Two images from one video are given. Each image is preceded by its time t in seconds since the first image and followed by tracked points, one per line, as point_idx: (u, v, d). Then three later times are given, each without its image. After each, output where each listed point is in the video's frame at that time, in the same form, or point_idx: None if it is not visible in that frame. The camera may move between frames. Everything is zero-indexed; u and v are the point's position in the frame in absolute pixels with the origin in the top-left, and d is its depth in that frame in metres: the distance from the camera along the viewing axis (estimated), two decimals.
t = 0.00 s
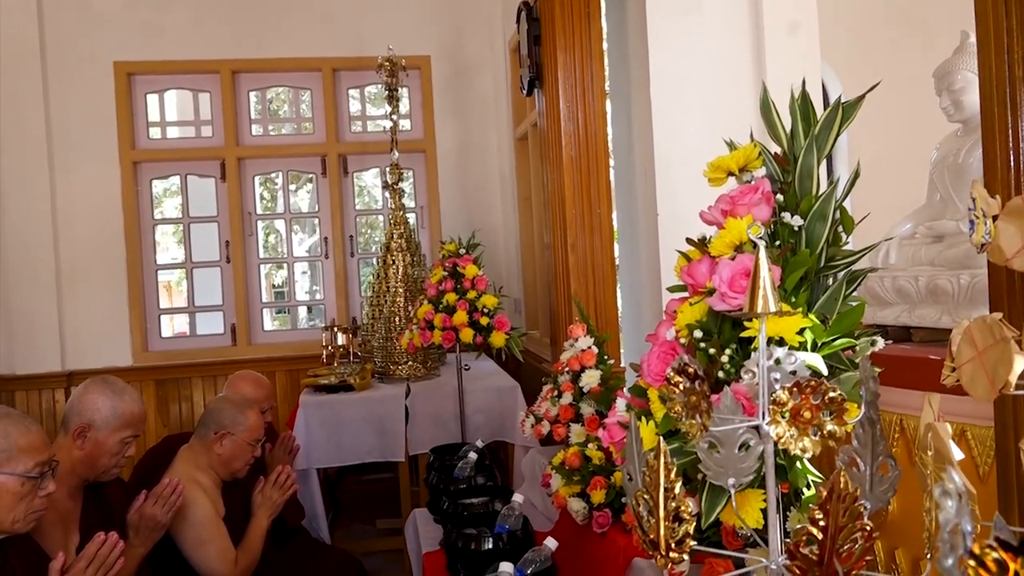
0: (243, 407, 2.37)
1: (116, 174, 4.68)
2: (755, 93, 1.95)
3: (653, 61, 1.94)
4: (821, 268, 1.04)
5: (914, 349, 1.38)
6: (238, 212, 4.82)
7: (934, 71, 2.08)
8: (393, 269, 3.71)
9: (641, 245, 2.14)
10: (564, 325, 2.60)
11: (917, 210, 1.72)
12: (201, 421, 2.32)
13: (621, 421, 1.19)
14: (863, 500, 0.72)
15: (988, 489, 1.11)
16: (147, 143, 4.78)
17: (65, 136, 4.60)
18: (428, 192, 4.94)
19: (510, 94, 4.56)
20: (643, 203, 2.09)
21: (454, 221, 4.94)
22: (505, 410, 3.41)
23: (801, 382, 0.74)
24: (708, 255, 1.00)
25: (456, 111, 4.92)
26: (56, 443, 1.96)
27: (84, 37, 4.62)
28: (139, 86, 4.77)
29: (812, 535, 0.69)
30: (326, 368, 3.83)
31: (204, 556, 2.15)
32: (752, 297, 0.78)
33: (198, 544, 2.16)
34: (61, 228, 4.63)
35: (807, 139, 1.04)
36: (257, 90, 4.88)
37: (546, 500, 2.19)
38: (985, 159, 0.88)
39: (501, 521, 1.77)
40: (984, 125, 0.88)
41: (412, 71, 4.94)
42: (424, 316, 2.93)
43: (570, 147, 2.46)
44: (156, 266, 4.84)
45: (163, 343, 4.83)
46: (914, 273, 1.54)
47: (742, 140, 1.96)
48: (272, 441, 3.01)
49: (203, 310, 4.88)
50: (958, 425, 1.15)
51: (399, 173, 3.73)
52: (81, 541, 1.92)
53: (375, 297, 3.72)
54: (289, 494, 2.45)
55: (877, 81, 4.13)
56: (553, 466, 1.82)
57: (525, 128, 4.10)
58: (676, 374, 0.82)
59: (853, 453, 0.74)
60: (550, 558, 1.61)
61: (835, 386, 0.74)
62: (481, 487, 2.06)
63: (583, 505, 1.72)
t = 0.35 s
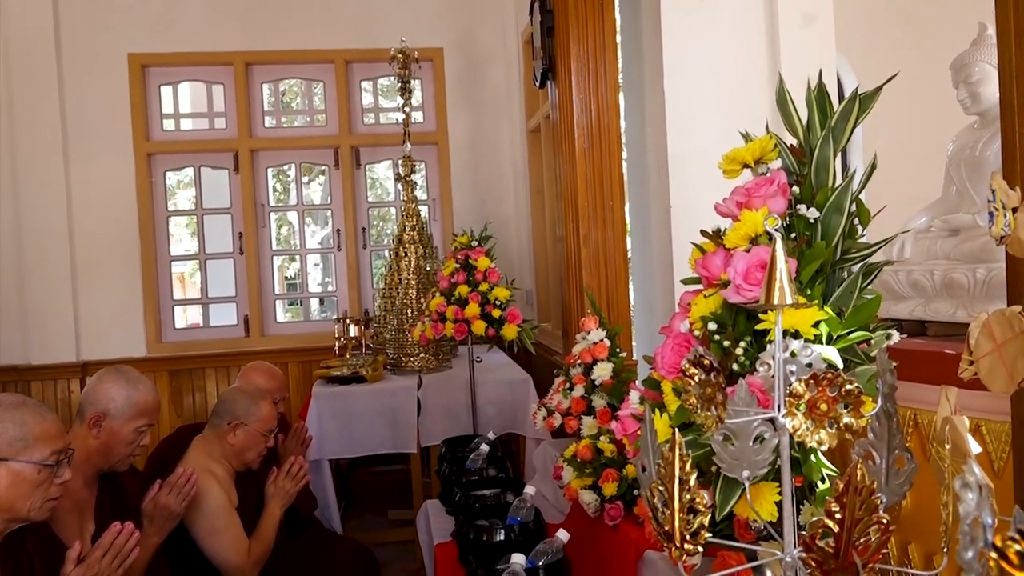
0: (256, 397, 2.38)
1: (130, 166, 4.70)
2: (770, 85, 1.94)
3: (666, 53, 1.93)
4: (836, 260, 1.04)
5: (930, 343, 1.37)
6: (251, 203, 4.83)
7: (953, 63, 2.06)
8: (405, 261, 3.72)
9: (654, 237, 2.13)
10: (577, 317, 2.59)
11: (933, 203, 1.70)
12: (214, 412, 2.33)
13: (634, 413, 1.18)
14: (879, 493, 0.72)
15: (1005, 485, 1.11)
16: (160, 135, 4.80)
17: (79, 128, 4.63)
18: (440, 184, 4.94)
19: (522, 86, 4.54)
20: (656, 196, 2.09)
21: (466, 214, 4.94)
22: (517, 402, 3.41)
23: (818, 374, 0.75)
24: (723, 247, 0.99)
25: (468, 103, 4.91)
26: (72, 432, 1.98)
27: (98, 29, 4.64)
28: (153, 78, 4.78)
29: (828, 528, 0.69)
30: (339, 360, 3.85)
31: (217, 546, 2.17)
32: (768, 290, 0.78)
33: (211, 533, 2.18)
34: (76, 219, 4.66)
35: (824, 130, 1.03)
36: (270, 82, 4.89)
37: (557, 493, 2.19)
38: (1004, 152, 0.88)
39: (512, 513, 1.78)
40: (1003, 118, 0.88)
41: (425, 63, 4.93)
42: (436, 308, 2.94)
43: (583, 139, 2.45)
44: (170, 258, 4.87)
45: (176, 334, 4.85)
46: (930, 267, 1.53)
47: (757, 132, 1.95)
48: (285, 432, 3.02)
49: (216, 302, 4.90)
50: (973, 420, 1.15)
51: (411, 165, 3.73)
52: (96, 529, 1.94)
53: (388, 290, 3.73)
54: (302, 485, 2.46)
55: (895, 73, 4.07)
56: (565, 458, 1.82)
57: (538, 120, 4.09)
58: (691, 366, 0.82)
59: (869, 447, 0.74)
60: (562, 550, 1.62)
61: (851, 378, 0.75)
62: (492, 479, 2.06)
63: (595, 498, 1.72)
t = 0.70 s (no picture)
0: (267, 387, 2.39)
1: (142, 157, 4.72)
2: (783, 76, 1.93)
3: (678, 43, 1.92)
4: (848, 252, 1.03)
5: (942, 336, 1.36)
6: (262, 194, 4.85)
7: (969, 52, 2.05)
8: (416, 253, 3.73)
9: (665, 228, 2.13)
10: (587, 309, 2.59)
11: (946, 196, 1.68)
12: (226, 401, 2.34)
13: (645, 404, 1.18)
14: (888, 484, 0.70)
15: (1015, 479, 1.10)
16: (172, 126, 4.82)
17: (92, 119, 4.65)
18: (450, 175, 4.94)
19: (533, 78, 4.53)
20: (667, 187, 2.08)
21: (477, 205, 4.93)
22: (527, 393, 3.41)
23: (830, 364, 0.74)
24: (734, 238, 0.99)
25: (479, 95, 4.90)
26: (85, 420, 1.99)
27: (110, 21, 4.66)
28: (164, 69, 4.80)
29: (838, 518, 0.69)
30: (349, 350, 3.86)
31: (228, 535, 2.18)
32: (780, 280, 0.78)
33: (222, 522, 2.20)
34: (88, 210, 4.68)
35: (837, 121, 1.02)
36: (280, 73, 4.89)
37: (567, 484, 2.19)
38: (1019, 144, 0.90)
39: (522, 503, 1.78)
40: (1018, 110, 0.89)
41: (436, 54, 4.93)
42: (446, 299, 2.95)
43: (593, 131, 2.44)
44: (181, 248, 4.89)
45: (188, 324, 4.88)
46: (942, 259, 1.53)
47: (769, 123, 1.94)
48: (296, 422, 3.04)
49: (227, 293, 4.92)
50: (986, 413, 1.14)
51: (422, 156, 3.73)
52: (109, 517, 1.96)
53: (398, 281, 3.73)
54: (313, 475, 2.46)
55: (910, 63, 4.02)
56: (574, 450, 1.83)
57: (548, 112, 4.07)
58: (702, 356, 0.83)
59: (879, 438, 0.73)
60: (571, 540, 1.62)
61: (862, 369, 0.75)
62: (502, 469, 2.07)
63: (604, 489, 1.72)
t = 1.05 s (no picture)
0: (278, 377, 2.41)
1: (152, 147, 4.74)
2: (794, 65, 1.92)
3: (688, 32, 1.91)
4: (860, 241, 1.03)
5: (953, 327, 1.36)
6: (272, 185, 4.86)
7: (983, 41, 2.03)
8: (425, 244, 3.73)
9: (674, 218, 2.13)
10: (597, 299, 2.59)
11: (958, 186, 1.69)
12: (237, 391, 2.36)
13: (655, 394, 1.18)
14: (898, 472, 0.71)
15: None
16: (182, 117, 4.83)
17: (103, 109, 4.67)
18: (460, 166, 4.95)
19: (542, 69, 4.52)
20: (677, 178, 2.08)
21: (486, 196, 4.94)
22: (536, 384, 3.42)
23: (840, 352, 0.74)
24: (744, 228, 0.99)
25: (488, 85, 4.89)
26: (99, 409, 2.01)
27: (121, 11, 4.67)
28: (174, 60, 4.81)
29: (848, 505, 0.70)
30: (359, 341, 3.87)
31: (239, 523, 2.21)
32: (791, 269, 0.78)
33: (233, 510, 2.22)
34: (100, 200, 4.71)
35: (848, 110, 1.02)
36: (290, 64, 4.90)
37: (576, 474, 2.20)
38: None
39: (531, 493, 1.79)
40: None
41: (445, 45, 4.93)
42: (456, 290, 2.95)
43: (603, 122, 2.43)
44: (192, 239, 4.91)
45: (199, 315, 4.90)
46: (953, 250, 1.52)
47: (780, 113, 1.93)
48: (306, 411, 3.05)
49: (237, 283, 4.94)
50: (997, 405, 1.14)
51: (431, 147, 3.73)
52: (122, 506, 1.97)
53: (407, 272, 3.74)
54: (323, 464, 2.47)
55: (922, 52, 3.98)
56: (584, 440, 1.82)
57: (558, 102, 4.06)
58: (712, 344, 0.82)
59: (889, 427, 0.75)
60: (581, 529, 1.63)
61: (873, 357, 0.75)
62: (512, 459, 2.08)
63: (613, 479, 1.73)
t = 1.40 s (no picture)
0: (288, 366, 2.42)
1: (161, 138, 4.75)
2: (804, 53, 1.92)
3: (697, 20, 1.90)
4: (869, 229, 1.03)
5: (962, 316, 1.36)
6: (281, 175, 4.87)
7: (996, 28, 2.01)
8: (433, 233, 3.74)
9: (683, 207, 2.13)
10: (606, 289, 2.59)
11: (969, 174, 1.68)
12: (247, 379, 2.37)
13: (663, 381, 1.18)
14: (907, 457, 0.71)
15: None
16: (191, 107, 4.84)
17: (113, 100, 4.69)
18: (468, 156, 4.95)
19: (550, 58, 4.50)
20: (685, 168, 2.07)
21: (494, 185, 4.95)
22: (545, 374, 3.42)
23: (849, 338, 0.75)
24: (753, 216, 0.98)
25: (496, 75, 4.89)
26: (111, 396, 2.03)
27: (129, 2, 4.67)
28: (183, 50, 4.81)
29: (857, 490, 0.71)
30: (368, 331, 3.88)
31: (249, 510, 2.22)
32: (800, 255, 0.78)
33: (244, 497, 2.23)
34: (110, 191, 4.73)
35: (857, 98, 1.02)
36: (298, 54, 4.90)
37: (584, 463, 2.20)
38: None
39: (540, 481, 1.80)
40: None
41: (453, 35, 4.93)
42: (464, 279, 2.96)
43: (611, 111, 2.42)
44: (201, 229, 4.93)
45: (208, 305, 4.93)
46: (964, 239, 1.51)
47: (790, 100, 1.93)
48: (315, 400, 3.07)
49: (247, 273, 4.96)
50: (1009, 394, 1.14)
51: (439, 137, 3.73)
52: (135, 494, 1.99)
53: (416, 262, 3.75)
54: (332, 453, 2.48)
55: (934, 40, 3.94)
56: (592, 429, 1.84)
57: (566, 91, 4.05)
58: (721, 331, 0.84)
59: (899, 413, 0.73)
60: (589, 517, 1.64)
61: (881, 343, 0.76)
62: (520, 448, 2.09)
63: (621, 468, 1.73)
